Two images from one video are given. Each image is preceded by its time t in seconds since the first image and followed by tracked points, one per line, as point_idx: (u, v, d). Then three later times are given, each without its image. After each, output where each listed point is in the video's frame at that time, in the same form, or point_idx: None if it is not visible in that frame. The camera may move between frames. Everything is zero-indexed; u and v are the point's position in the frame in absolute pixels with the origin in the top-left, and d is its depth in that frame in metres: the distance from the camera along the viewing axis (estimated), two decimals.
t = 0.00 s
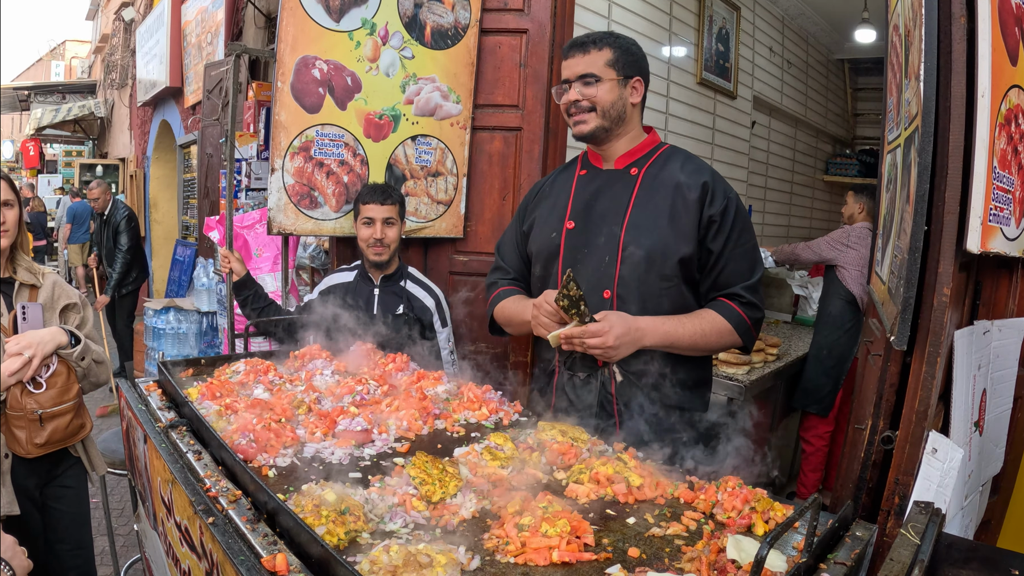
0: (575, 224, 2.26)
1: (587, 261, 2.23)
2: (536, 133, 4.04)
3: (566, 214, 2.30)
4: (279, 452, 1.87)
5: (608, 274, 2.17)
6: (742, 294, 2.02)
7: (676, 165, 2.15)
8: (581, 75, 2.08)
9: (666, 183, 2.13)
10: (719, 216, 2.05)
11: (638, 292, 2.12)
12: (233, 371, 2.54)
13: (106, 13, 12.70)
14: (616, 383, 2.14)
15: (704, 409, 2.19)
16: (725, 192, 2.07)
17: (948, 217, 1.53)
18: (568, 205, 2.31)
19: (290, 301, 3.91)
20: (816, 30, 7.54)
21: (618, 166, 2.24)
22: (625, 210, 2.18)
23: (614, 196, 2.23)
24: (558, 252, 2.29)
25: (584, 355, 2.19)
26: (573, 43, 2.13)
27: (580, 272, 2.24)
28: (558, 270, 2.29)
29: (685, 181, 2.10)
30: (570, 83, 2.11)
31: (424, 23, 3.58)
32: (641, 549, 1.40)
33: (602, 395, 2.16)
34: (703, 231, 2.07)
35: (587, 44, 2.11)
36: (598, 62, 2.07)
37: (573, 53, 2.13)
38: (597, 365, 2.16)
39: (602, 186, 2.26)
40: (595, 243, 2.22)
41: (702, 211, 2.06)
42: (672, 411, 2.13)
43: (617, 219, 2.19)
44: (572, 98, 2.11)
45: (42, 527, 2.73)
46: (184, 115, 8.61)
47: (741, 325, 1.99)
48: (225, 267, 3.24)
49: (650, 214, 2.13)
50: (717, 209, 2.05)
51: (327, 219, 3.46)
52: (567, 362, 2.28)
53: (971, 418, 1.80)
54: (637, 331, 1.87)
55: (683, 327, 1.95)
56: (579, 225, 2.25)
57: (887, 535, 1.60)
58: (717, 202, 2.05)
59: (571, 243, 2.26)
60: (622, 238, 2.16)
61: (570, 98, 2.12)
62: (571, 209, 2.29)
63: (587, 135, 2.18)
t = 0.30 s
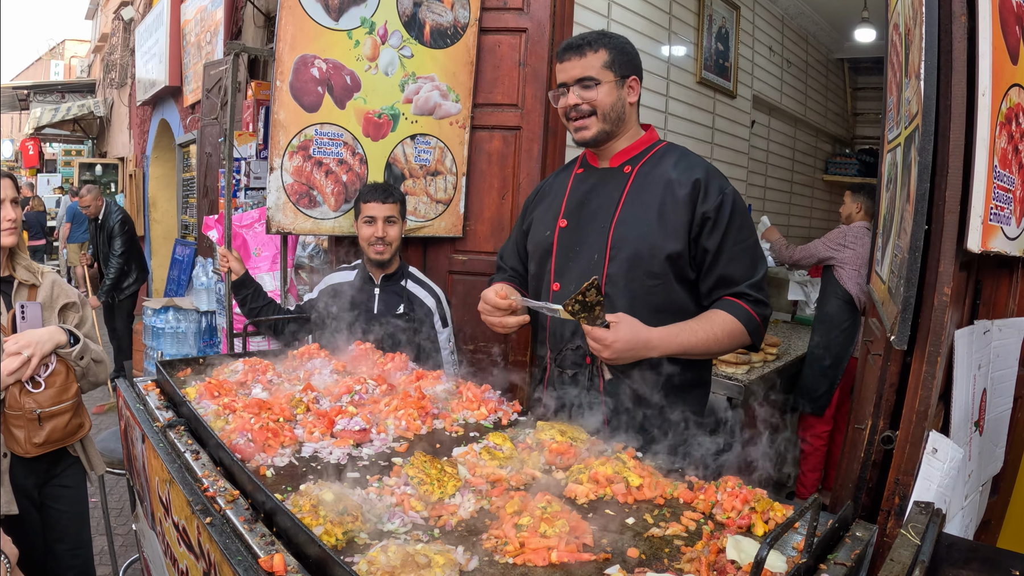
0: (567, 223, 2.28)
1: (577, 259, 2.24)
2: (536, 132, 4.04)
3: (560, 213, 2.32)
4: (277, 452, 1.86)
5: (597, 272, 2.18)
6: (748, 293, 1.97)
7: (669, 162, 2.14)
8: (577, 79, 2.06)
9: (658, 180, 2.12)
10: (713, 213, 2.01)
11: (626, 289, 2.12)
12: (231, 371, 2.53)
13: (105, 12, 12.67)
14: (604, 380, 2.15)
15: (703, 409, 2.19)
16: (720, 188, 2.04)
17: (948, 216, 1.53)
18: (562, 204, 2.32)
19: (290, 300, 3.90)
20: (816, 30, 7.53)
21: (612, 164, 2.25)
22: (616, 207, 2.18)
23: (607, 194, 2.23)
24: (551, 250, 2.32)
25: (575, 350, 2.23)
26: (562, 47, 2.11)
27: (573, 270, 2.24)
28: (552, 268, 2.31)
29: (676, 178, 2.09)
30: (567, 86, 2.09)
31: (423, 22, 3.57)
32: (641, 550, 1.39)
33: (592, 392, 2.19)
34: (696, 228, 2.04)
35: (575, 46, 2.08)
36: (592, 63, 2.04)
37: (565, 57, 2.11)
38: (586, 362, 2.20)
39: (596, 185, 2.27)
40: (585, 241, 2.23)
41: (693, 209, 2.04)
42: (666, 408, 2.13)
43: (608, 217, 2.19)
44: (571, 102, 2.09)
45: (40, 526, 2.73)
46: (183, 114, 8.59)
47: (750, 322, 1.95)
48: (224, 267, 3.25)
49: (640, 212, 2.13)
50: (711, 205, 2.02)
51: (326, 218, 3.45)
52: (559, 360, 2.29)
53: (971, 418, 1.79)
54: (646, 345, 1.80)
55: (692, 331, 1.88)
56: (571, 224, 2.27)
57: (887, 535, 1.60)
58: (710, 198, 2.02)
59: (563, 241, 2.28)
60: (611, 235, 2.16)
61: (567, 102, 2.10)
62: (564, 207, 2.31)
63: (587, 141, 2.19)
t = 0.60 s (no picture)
0: (565, 224, 2.28)
1: (576, 260, 2.24)
2: (535, 132, 4.04)
3: (558, 214, 2.32)
4: (276, 452, 1.86)
5: (595, 272, 2.18)
6: (733, 298, 1.97)
7: (666, 163, 2.14)
8: (601, 71, 2.04)
9: (655, 181, 2.12)
10: (708, 213, 2.02)
11: (623, 291, 2.12)
12: (231, 371, 2.53)
13: (105, 11, 12.65)
14: (602, 382, 2.14)
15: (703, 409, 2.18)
16: (715, 188, 2.04)
17: (946, 217, 1.53)
18: (560, 205, 2.32)
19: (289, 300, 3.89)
20: (815, 29, 7.53)
21: (610, 165, 2.25)
22: (614, 208, 2.19)
23: (604, 195, 2.23)
24: (550, 251, 2.32)
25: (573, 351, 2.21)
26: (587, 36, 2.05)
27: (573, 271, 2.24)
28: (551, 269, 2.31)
29: (673, 178, 2.09)
30: (591, 77, 2.06)
31: (423, 22, 3.57)
32: (640, 550, 1.39)
33: (590, 394, 2.17)
34: (691, 229, 2.04)
35: (607, 40, 2.04)
36: (607, 59, 2.04)
37: (589, 47, 2.06)
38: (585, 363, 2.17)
39: (593, 186, 2.27)
40: (585, 242, 2.23)
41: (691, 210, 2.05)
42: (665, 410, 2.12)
43: (606, 218, 2.19)
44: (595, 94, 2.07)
45: (40, 525, 2.73)
46: (183, 114, 8.59)
47: (735, 329, 1.94)
48: (224, 266, 3.25)
49: (638, 213, 2.13)
50: (706, 206, 2.02)
51: (325, 218, 3.45)
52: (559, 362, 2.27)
53: (969, 418, 1.79)
54: (625, 351, 1.84)
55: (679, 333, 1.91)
56: (570, 225, 2.27)
57: (886, 536, 1.60)
58: (706, 199, 2.03)
59: (561, 242, 2.28)
60: (608, 236, 2.16)
61: (588, 94, 2.08)
62: (562, 209, 2.31)
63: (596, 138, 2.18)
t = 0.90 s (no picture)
0: (570, 224, 2.25)
1: (582, 260, 2.22)
2: (534, 132, 4.04)
3: (560, 214, 2.28)
4: (275, 451, 1.86)
5: (603, 273, 2.17)
6: (741, 296, 2.00)
7: (670, 165, 2.14)
8: (624, 76, 2.02)
9: (662, 183, 2.12)
10: (716, 215, 2.05)
11: (632, 292, 2.12)
12: (230, 371, 2.53)
13: (103, 10, 12.64)
14: (608, 383, 2.13)
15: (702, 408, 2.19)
16: (722, 191, 2.07)
17: (944, 217, 1.54)
18: (563, 205, 2.29)
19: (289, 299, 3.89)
20: (814, 29, 7.53)
21: (612, 165, 2.23)
22: (620, 209, 2.18)
23: (609, 195, 2.22)
24: (553, 252, 2.28)
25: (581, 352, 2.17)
26: (618, 35, 2.03)
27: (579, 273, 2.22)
28: (554, 270, 2.28)
29: (680, 180, 2.10)
30: (612, 77, 2.02)
31: (422, 22, 3.57)
32: (638, 549, 1.39)
33: (596, 396, 2.16)
34: (700, 230, 2.06)
35: (637, 44, 2.03)
36: (631, 65, 2.01)
37: (616, 47, 2.03)
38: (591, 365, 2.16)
39: (595, 186, 2.24)
40: (590, 243, 2.21)
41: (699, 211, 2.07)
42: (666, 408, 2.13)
43: (612, 219, 2.18)
44: (615, 98, 2.04)
45: (38, 524, 2.73)
46: (182, 113, 8.58)
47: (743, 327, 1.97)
48: (222, 266, 3.26)
49: (646, 214, 2.12)
50: (714, 208, 2.05)
51: (324, 218, 3.46)
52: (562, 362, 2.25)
53: (967, 418, 1.80)
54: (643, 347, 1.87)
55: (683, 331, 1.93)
56: (574, 225, 2.24)
57: (885, 535, 1.60)
58: (714, 201, 2.05)
59: (566, 243, 2.25)
60: (617, 237, 2.16)
61: (605, 95, 2.05)
62: (565, 208, 2.28)
63: (604, 136, 2.14)
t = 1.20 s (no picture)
0: (588, 224, 2.14)
1: (601, 263, 2.15)
2: (534, 131, 4.05)
3: (576, 213, 2.16)
4: (277, 450, 1.87)
5: (626, 277, 2.12)
6: (753, 298, 2.10)
7: (683, 168, 2.14)
8: (649, 83, 1.90)
9: (678, 187, 2.11)
10: (730, 220, 2.10)
11: (655, 297, 2.09)
12: (230, 370, 2.54)
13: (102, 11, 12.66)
14: (629, 387, 2.12)
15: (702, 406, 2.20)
16: (732, 197, 2.12)
17: (944, 216, 1.54)
18: (578, 204, 2.17)
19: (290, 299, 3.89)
20: (814, 29, 7.55)
21: (626, 165, 2.15)
22: (640, 213, 2.13)
23: (625, 196, 2.15)
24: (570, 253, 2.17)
25: (602, 355, 2.13)
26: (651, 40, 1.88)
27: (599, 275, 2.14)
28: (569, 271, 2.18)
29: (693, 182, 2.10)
30: (637, 83, 1.90)
31: (422, 22, 3.58)
32: (639, 546, 1.40)
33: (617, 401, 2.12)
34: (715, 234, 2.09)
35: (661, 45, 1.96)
36: (657, 73, 1.91)
37: (648, 52, 1.90)
38: (613, 369, 2.13)
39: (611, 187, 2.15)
40: (609, 246, 2.14)
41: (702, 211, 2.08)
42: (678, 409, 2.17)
43: (632, 221, 2.13)
44: (637, 105, 1.92)
45: (39, 523, 2.74)
46: (181, 113, 8.60)
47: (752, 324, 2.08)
48: (222, 265, 3.26)
49: (665, 218, 2.10)
50: (728, 214, 2.09)
51: (325, 217, 3.46)
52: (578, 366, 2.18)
53: (967, 416, 1.81)
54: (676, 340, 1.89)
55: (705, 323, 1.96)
56: (594, 225, 2.14)
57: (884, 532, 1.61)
58: (728, 207, 2.10)
59: (585, 243, 2.14)
60: (638, 241, 2.11)
61: (628, 100, 1.93)
62: (581, 207, 2.16)
63: (621, 142, 2.04)
